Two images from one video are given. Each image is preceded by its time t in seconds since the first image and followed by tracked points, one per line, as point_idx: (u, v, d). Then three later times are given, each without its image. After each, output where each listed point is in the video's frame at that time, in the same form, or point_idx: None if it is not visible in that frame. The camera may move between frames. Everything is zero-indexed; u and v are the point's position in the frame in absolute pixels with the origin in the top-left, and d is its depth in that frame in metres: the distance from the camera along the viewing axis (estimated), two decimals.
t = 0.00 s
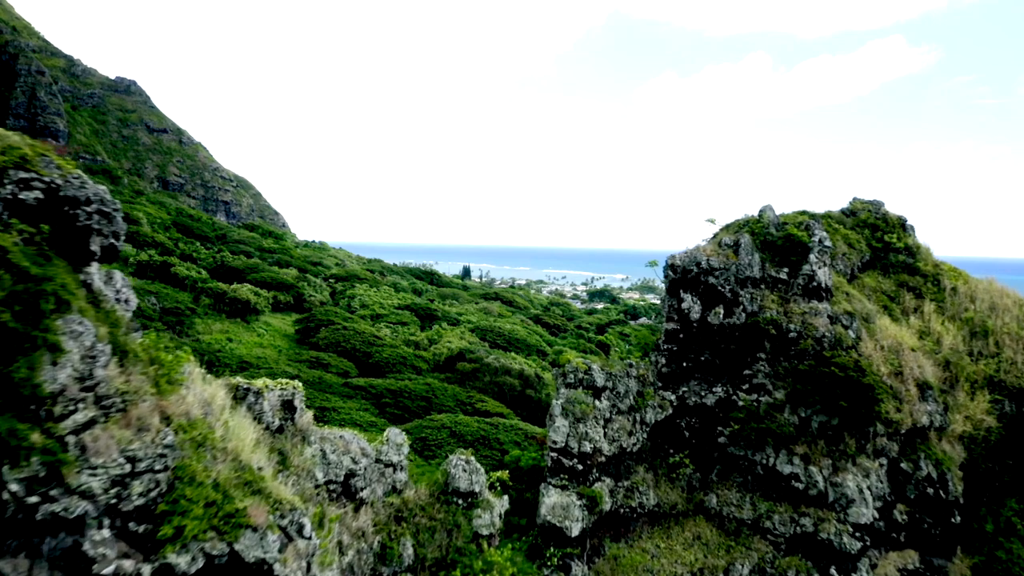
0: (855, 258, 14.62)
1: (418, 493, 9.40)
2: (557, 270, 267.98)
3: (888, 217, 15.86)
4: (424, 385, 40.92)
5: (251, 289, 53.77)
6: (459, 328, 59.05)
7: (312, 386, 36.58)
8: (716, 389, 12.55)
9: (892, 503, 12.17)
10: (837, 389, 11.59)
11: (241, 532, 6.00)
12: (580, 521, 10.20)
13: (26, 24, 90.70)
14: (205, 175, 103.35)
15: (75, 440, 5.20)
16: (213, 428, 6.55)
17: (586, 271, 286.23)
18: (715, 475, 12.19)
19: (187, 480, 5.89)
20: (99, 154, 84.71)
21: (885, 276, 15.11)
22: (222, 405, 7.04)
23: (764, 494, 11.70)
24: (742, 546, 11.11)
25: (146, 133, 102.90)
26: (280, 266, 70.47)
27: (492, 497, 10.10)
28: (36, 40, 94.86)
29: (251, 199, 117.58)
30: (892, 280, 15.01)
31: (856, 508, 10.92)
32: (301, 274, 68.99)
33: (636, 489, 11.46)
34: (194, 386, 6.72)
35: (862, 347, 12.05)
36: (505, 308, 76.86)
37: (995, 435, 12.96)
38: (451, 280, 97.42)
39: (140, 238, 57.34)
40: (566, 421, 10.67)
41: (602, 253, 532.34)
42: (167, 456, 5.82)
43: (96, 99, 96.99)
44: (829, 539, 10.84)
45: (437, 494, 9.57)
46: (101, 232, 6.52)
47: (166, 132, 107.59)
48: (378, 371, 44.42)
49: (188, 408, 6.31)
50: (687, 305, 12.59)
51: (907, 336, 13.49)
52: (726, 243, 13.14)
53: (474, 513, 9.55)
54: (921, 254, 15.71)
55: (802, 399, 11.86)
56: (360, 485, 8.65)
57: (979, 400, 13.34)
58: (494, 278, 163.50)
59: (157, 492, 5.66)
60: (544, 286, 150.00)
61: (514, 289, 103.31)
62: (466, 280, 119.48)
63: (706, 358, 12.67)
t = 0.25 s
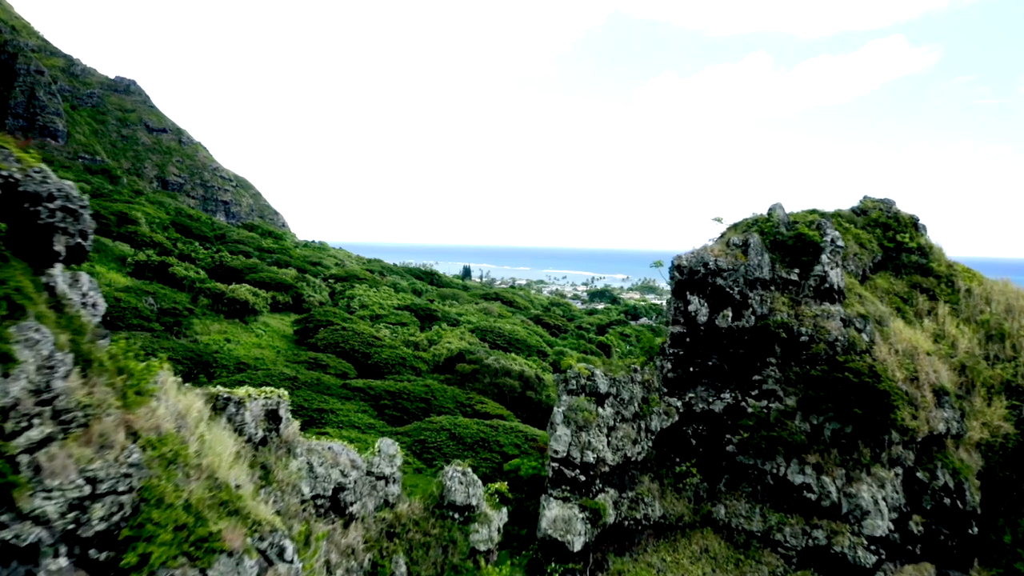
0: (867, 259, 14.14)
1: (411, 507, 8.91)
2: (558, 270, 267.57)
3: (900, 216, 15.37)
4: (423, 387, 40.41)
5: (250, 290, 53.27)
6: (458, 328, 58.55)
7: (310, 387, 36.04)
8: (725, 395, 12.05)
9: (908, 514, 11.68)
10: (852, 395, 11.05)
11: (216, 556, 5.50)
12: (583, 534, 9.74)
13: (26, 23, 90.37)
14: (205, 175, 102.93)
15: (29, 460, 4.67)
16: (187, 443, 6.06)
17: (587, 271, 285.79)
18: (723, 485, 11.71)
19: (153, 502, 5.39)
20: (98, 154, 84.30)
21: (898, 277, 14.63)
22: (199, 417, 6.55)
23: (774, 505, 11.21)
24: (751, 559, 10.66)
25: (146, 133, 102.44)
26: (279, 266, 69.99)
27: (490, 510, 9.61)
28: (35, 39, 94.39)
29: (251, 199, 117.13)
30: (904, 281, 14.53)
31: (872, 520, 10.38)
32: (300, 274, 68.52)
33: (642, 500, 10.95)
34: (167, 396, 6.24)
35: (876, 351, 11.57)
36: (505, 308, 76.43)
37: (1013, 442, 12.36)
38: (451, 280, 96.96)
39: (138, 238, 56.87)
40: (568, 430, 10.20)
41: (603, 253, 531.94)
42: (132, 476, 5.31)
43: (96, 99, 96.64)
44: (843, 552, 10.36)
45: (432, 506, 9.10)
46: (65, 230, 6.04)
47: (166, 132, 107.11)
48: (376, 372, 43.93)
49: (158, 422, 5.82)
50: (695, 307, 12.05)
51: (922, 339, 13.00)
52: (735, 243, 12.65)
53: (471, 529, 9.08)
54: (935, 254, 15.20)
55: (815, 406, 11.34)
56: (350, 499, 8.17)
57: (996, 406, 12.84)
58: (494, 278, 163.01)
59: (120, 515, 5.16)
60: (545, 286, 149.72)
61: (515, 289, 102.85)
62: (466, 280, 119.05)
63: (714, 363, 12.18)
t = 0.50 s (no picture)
0: (879, 259, 13.67)
1: (403, 524, 8.42)
2: (558, 270, 267.24)
3: (913, 215, 14.88)
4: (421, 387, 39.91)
5: (248, 290, 52.80)
6: (458, 329, 58.05)
7: (307, 388, 35.52)
8: (733, 401, 11.58)
9: (927, 526, 11.13)
10: (867, 402, 10.61)
11: None
12: (584, 551, 9.18)
13: (25, 23, 90.02)
14: (204, 175, 102.48)
15: None
16: (155, 462, 5.58)
17: (587, 271, 285.48)
18: (731, 496, 11.18)
19: (112, 529, 4.86)
20: (98, 153, 83.86)
21: (910, 278, 14.15)
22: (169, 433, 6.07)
23: (787, 518, 10.69)
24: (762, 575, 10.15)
25: (145, 133, 102.07)
26: (278, 266, 69.51)
27: (487, 525, 9.07)
28: (34, 39, 94.18)
29: (250, 199, 116.66)
30: (917, 282, 14.07)
31: (887, 533, 10.00)
32: (299, 274, 68.12)
33: (647, 512, 10.46)
34: (134, 409, 5.78)
35: (891, 356, 11.14)
36: (504, 308, 76.10)
37: None
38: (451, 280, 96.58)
39: (135, 238, 56.40)
40: (571, 439, 9.76)
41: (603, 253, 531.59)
42: (90, 500, 4.79)
43: (95, 98, 96.24)
44: (858, 567, 9.91)
45: (426, 522, 8.64)
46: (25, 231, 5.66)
47: (165, 131, 106.69)
48: (375, 373, 43.47)
49: (122, 439, 5.35)
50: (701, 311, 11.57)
51: (938, 343, 12.53)
52: (744, 243, 12.17)
53: (467, 546, 8.53)
54: (948, 254, 14.73)
55: (828, 414, 10.88)
56: (337, 514, 7.69)
57: (1015, 412, 12.37)
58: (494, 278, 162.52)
59: (75, 545, 4.61)
60: (544, 286, 149.85)
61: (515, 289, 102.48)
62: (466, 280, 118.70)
63: (723, 368, 11.67)
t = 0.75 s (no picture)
0: (892, 260, 13.22)
1: (395, 541, 7.96)
2: (557, 270, 266.80)
3: (926, 214, 14.44)
4: (420, 389, 39.42)
5: (247, 290, 52.28)
6: (457, 329, 57.58)
7: (305, 389, 35.02)
8: (742, 409, 11.10)
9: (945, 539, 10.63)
10: (883, 411, 10.18)
11: None
12: (587, 568, 8.77)
13: (24, 22, 89.58)
14: (203, 175, 102.00)
15: None
16: (117, 484, 5.09)
17: (587, 271, 284.99)
18: (741, 507, 10.69)
19: (69, 560, 4.39)
20: (96, 152, 83.35)
21: (924, 279, 13.69)
22: (134, 451, 5.58)
23: (800, 530, 10.19)
24: None
25: (144, 132, 101.51)
26: (276, 266, 69.02)
27: (484, 543, 8.62)
28: (33, 38, 93.69)
29: (249, 199, 116.16)
30: (931, 284, 13.60)
31: (904, 547, 9.56)
32: (298, 274, 67.64)
33: (651, 525, 10.00)
34: (101, 424, 5.35)
35: (907, 361, 10.74)
36: (504, 308, 75.65)
37: None
38: (451, 280, 96.07)
39: (133, 238, 55.90)
40: (573, 450, 9.26)
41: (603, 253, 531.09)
42: (41, 529, 4.28)
43: (94, 98, 95.76)
44: None
45: (419, 538, 8.17)
46: None
47: (165, 131, 106.07)
48: (374, 375, 42.98)
49: (81, 458, 4.88)
50: (710, 314, 11.14)
51: (954, 347, 12.04)
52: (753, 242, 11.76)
53: (463, 564, 8.08)
54: (963, 254, 14.26)
55: (843, 422, 10.46)
56: (323, 532, 7.23)
57: None
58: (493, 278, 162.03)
59: None
60: (545, 287, 149.47)
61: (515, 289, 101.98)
62: (466, 280, 118.21)
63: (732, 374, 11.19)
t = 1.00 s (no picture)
0: (907, 260, 12.81)
1: (385, 561, 7.45)
2: (557, 270, 266.29)
3: (940, 214, 14.07)
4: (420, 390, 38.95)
5: (245, 290, 51.77)
6: (457, 330, 57.04)
7: (302, 391, 34.51)
8: (753, 416, 11.02)
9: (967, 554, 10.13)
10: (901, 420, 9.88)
11: None
12: None
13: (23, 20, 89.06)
14: (202, 174, 101.46)
15: None
16: (72, 510, 4.59)
17: (587, 271, 284.47)
18: (751, 521, 10.48)
19: None
20: (95, 152, 82.82)
21: (939, 280, 13.24)
22: (95, 471, 5.11)
23: (813, 544, 9.86)
24: None
25: (143, 132, 100.99)
26: (275, 266, 68.51)
27: (481, 563, 8.19)
28: (32, 37, 93.24)
29: (249, 198, 115.61)
30: (947, 285, 13.13)
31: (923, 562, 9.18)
32: (296, 274, 67.15)
33: (658, 540, 9.83)
34: (56, 442, 4.88)
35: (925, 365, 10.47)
36: (504, 308, 75.15)
37: None
38: (450, 280, 95.55)
39: (131, 237, 55.35)
40: (573, 462, 9.19)
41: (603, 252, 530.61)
42: None
43: (93, 97, 95.32)
44: None
45: (411, 559, 7.69)
46: None
47: (164, 130, 105.52)
48: (373, 376, 42.50)
49: (30, 482, 4.39)
50: (719, 317, 11.21)
51: (972, 351, 11.55)
52: (764, 242, 11.90)
53: None
54: (979, 255, 13.82)
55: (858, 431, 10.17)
56: (307, 552, 6.74)
57: None
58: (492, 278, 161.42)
59: None
60: (545, 287, 149.02)
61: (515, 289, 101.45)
62: (466, 280, 117.69)
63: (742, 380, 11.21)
